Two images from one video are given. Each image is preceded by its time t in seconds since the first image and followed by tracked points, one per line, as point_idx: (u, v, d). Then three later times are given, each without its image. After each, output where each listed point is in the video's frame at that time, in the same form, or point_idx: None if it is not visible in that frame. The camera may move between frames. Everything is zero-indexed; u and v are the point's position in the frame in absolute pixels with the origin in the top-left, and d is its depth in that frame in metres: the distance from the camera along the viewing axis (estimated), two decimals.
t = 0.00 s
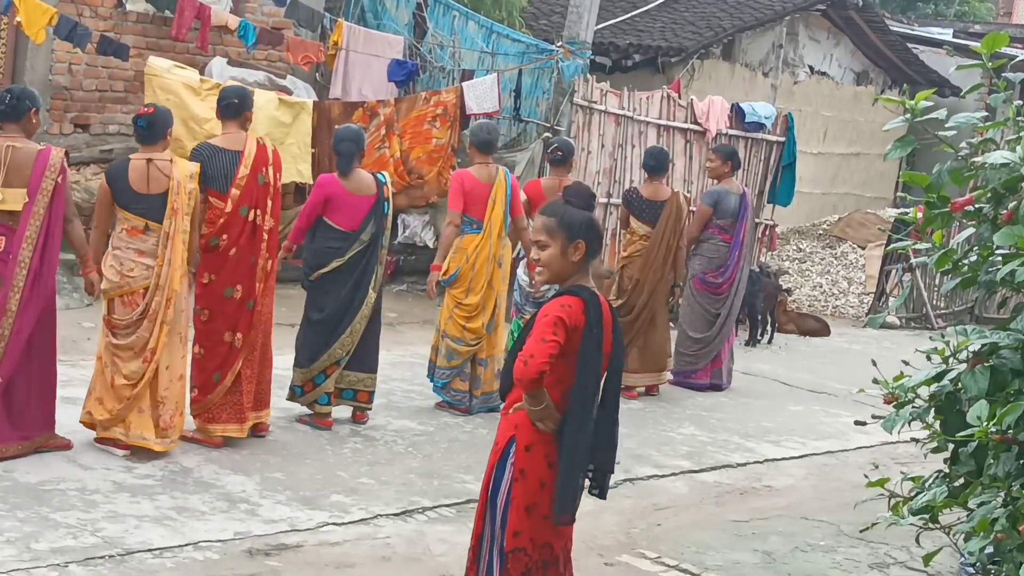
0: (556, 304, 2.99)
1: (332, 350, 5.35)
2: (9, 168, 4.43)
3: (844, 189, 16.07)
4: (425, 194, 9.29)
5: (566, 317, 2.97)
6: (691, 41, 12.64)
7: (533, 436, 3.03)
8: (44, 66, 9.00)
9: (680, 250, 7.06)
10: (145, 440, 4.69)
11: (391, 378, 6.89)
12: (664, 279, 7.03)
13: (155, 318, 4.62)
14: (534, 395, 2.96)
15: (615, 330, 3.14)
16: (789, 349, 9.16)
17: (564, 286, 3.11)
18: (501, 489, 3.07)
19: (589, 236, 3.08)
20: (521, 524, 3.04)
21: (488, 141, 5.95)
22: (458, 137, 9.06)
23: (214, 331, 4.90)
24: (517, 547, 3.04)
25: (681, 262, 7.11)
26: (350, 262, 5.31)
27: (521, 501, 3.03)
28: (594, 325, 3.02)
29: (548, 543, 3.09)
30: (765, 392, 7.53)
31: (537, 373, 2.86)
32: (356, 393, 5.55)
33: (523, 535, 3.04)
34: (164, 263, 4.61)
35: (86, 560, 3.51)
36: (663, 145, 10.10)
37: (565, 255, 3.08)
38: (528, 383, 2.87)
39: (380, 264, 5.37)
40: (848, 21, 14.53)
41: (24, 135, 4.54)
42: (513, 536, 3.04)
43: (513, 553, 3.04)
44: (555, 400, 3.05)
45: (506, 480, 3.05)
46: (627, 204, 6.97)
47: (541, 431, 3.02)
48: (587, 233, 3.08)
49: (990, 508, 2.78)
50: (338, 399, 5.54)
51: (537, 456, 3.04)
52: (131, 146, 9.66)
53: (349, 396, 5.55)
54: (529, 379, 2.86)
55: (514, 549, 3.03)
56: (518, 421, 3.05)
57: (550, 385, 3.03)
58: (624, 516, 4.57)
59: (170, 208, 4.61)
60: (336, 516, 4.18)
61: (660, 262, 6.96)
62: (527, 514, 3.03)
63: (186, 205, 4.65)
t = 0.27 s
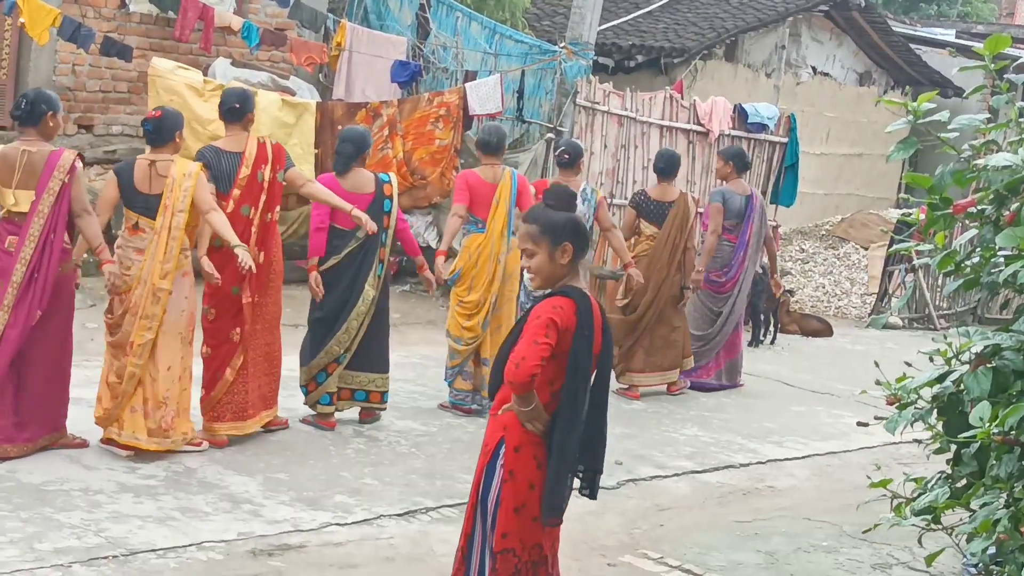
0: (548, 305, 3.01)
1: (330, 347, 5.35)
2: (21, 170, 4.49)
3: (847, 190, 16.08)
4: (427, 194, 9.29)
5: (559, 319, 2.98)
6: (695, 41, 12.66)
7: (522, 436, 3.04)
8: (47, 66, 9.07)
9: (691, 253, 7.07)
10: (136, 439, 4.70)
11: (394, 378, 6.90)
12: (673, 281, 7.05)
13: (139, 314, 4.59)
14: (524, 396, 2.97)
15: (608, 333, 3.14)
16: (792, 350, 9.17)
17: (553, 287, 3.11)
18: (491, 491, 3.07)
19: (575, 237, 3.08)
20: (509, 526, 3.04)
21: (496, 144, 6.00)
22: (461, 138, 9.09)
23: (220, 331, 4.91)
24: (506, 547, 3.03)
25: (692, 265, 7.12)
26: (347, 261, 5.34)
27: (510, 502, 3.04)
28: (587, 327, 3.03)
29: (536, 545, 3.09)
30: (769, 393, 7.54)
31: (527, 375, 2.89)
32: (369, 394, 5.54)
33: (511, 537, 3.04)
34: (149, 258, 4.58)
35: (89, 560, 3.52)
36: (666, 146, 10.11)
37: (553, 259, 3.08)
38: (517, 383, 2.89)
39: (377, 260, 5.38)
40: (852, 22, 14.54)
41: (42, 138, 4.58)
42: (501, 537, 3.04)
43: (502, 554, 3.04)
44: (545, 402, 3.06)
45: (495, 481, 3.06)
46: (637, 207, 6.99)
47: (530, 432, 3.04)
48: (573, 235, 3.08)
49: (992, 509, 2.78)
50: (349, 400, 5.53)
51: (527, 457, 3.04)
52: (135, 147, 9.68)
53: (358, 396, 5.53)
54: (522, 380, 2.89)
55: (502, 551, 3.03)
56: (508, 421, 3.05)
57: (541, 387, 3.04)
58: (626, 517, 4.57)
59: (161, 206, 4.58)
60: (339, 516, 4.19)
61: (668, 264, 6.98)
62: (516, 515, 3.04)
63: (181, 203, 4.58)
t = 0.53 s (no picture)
0: (544, 309, 3.01)
1: (336, 346, 5.37)
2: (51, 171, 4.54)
3: (851, 191, 16.06)
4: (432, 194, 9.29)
5: (555, 325, 2.98)
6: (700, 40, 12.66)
7: (517, 440, 3.04)
8: (52, 66, 9.14)
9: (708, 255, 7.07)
10: (127, 439, 4.71)
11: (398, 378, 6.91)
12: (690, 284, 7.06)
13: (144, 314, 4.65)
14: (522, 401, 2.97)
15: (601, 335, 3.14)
16: (796, 351, 9.17)
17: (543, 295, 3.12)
18: (486, 496, 3.06)
19: (553, 242, 3.07)
20: (504, 530, 3.03)
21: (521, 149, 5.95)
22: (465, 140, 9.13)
23: (233, 329, 5.01)
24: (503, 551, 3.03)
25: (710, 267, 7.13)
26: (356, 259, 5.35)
27: (505, 507, 3.03)
28: (584, 329, 3.03)
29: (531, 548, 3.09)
30: (774, 394, 7.53)
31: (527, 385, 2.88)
32: (378, 397, 5.61)
33: (506, 542, 3.04)
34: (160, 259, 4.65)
35: (94, 560, 3.52)
36: (671, 146, 10.11)
37: (535, 268, 3.08)
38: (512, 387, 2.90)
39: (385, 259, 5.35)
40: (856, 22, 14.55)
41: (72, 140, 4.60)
42: (495, 541, 3.03)
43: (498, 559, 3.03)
44: (540, 406, 3.06)
45: (490, 486, 3.05)
46: (656, 210, 6.99)
47: (525, 436, 3.04)
48: (551, 240, 3.06)
49: (997, 510, 2.77)
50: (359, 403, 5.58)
51: (522, 461, 3.05)
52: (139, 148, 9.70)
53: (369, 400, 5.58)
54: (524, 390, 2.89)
55: (497, 556, 3.03)
56: (504, 426, 3.05)
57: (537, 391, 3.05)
58: (631, 518, 4.57)
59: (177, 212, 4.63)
60: (343, 517, 4.19)
61: (684, 266, 6.99)
62: (511, 519, 3.04)
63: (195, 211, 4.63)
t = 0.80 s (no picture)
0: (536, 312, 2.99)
1: (349, 340, 5.44)
2: (72, 170, 4.66)
3: (854, 191, 16.04)
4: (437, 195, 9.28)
5: (549, 327, 2.98)
6: (702, 41, 12.66)
7: (517, 442, 3.04)
8: (54, 67, 9.17)
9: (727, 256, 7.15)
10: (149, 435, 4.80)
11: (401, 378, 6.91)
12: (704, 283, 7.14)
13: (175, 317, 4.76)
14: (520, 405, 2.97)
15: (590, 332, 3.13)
16: (800, 352, 9.16)
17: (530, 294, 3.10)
18: (489, 500, 3.06)
19: (530, 241, 3.05)
20: (512, 531, 3.04)
21: (540, 148, 6.28)
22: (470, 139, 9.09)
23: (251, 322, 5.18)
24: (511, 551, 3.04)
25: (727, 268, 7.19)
26: (377, 258, 5.43)
27: (510, 509, 3.04)
28: (574, 329, 3.02)
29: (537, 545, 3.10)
30: (778, 394, 7.52)
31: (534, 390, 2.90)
32: (390, 396, 5.61)
33: (513, 542, 3.05)
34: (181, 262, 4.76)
35: (97, 560, 3.52)
36: (674, 146, 10.11)
37: (514, 268, 3.07)
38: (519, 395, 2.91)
39: (405, 263, 5.38)
40: (858, 22, 14.54)
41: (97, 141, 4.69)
42: (505, 542, 3.04)
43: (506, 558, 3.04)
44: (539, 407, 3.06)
45: (492, 488, 3.05)
46: (679, 211, 7.21)
47: (523, 437, 3.04)
48: (525, 239, 3.05)
49: (999, 511, 2.77)
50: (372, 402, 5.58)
51: (523, 462, 3.04)
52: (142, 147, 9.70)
53: (380, 399, 5.58)
54: (531, 398, 2.91)
55: (505, 556, 3.04)
56: (502, 428, 3.05)
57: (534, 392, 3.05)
58: (634, 518, 4.57)
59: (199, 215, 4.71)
60: (347, 517, 4.19)
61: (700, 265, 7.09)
62: (517, 520, 3.04)
63: (213, 216, 4.69)
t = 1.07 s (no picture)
0: (522, 307, 3.00)
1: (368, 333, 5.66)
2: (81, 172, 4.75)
3: (855, 191, 16.04)
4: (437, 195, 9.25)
5: (540, 323, 3.00)
6: (703, 41, 12.66)
7: (509, 440, 3.02)
8: (55, 67, 9.18)
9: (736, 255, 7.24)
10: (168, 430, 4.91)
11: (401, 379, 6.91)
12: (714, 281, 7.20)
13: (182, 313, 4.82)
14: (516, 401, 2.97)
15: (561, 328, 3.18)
16: (800, 352, 9.15)
17: (501, 291, 3.10)
18: (485, 500, 3.00)
19: (507, 235, 3.06)
20: (509, 529, 3.02)
21: (548, 149, 6.27)
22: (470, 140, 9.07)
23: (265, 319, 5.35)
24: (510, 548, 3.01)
25: (733, 268, 7.22)
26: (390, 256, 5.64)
27: (507, 507, 3.02)
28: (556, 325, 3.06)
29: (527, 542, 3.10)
30: (779, 394, 7.52)
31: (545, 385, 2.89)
32: (403, 395, 5.73)
33: (510, 540, 3.02)
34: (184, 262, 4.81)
35: (98, 561, 3.52)
36: (674, 146, 10.11)
37: (490, 262, 3.05)
38: (526, 388, 2.88)
39: (411, 261, 5.56)
40: (859, 23, 14.54)
41: (106, 143, 4.72)
42: (503, 541, 3.01)
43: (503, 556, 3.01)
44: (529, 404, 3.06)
45: (486, 489, 3.01)
46: (689, 213, 7.40)
47: (515, 434, 3.03)
48: (504, 234, 3.06)
49: (1001, 512, 2.76)
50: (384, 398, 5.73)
51: (515, 459, 3.03)
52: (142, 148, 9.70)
53: (391, 397, 5.71)
54: (543, 394, 2.89)
55: (503, 554, 3.01)
56: (494, 426, 3.02)
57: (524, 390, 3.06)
58: (635, 519, 4.57)
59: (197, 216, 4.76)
60: (348, 517, 4.19)
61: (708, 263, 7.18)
62: (513, 517, 3.03)
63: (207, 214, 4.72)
